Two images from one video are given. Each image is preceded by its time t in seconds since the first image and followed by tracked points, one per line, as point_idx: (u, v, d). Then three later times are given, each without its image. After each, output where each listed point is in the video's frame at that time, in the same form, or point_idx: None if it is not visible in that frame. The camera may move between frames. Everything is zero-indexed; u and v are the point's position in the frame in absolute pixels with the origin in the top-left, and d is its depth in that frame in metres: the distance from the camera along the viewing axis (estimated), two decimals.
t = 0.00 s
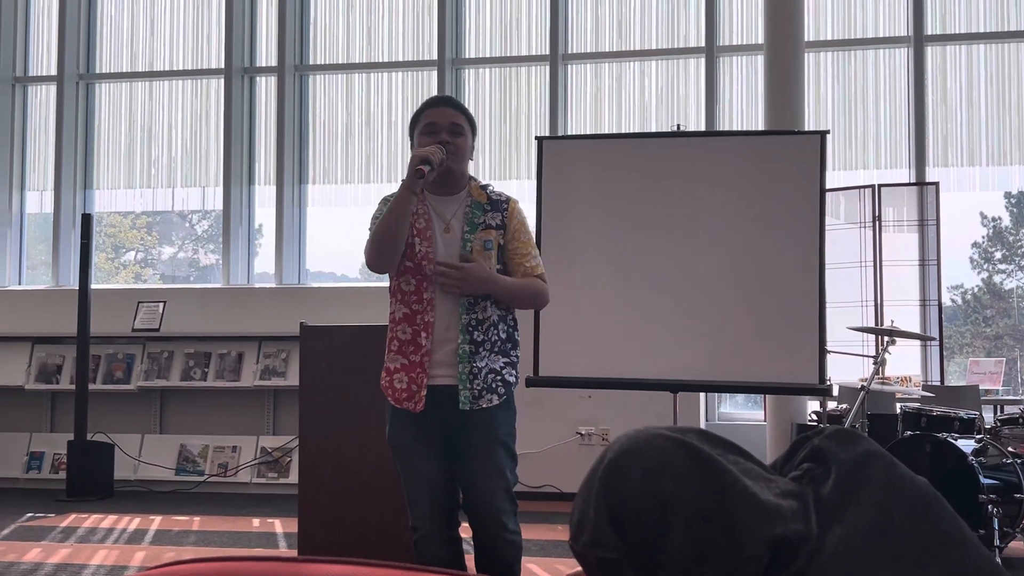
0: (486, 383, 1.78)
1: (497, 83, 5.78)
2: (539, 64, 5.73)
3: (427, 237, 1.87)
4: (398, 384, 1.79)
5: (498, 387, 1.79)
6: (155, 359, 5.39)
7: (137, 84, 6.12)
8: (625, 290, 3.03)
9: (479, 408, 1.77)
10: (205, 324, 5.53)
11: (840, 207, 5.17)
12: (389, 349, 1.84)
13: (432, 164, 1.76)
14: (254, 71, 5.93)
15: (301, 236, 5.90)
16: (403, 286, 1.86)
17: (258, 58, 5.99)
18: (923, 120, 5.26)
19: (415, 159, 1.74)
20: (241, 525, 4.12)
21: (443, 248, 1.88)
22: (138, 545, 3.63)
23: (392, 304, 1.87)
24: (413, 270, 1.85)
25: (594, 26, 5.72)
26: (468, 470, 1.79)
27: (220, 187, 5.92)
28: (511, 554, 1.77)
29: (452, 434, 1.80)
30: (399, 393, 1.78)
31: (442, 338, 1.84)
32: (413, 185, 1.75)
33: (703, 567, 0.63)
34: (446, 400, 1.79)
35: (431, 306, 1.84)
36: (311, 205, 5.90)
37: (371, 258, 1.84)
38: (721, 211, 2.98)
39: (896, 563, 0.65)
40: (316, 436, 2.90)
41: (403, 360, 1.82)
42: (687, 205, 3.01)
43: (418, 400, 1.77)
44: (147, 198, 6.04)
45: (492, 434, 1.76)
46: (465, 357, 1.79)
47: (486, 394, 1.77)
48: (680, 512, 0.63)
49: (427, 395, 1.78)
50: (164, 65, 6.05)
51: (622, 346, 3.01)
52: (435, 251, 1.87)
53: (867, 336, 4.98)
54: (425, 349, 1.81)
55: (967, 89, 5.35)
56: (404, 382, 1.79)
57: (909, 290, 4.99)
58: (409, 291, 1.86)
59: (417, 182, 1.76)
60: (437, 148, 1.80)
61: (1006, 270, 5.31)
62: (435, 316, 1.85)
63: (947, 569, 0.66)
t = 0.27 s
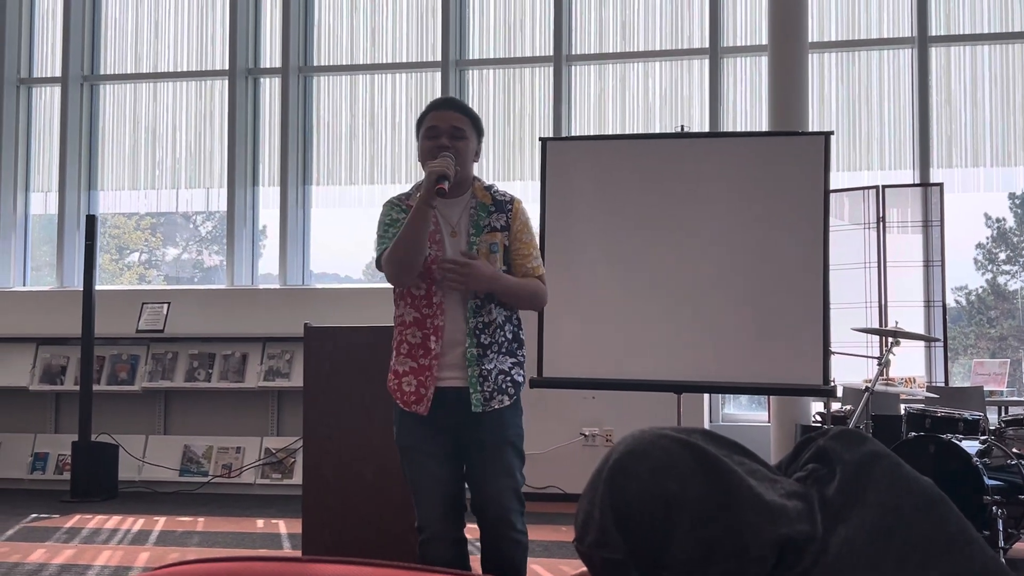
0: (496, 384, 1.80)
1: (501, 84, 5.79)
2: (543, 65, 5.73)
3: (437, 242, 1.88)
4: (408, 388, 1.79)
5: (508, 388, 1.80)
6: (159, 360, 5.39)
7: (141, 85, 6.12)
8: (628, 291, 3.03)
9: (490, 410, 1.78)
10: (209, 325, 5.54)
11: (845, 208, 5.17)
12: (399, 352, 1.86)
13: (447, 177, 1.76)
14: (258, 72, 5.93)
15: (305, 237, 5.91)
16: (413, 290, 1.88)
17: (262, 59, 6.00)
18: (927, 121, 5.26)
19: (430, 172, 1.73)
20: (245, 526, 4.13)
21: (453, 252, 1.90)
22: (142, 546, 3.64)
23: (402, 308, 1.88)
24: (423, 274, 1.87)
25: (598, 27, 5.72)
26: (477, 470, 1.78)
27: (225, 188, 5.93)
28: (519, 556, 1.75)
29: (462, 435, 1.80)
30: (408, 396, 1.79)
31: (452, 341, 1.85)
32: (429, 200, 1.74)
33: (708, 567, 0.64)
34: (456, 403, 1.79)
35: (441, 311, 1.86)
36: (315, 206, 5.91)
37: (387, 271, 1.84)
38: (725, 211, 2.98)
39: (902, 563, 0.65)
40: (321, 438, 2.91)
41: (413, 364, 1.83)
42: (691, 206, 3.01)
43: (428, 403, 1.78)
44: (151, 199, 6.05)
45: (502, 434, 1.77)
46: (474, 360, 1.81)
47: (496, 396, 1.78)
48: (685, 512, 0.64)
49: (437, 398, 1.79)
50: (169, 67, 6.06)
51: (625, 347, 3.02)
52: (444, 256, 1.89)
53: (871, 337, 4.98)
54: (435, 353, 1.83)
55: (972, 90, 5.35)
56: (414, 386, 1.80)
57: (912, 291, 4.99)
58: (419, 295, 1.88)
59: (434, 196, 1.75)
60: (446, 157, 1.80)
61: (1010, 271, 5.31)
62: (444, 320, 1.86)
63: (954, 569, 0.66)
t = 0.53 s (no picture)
0: (508, 381, 1.80)
1: (505, 85, 5.79)
2: (546, 66, 5.73)
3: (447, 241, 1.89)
4: (422, 387, 1.79)
5: (518, 385, 1.81)
6: (163, 361, 5.40)
7: (145, 86, 6.13)
8: (632, 291, 3.03)
9: (501, 407, 1.78)
10: (213, 326, 5.54)
11: (848, 209, 5.17)
12: (411, 352, 1.85)
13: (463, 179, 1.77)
14: (262, 73, 5.94)
15: (309, 237, 5.91)
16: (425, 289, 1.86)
17: (266, 60, 6.00)
18: (931, 122, 5.25)
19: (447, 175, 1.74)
20: (249, 526, 4.13)
21: (464, 251, 1.90)
22: (146, 546, 3.64)
23: (413, 308, 1.87)
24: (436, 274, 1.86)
25: (601, 28, 5.72)
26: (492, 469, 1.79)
27: (228, 189, 5.93)
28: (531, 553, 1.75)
29: (475, 434, 1.81)
30: (423, 396, 1.79)
31: (466, 340, 1.85)
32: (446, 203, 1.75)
33: (711, 567, 0.63)
34: (467, 402, 1.79)
35: (454, 310, 1.85)
36: (319, 207, 5.91)
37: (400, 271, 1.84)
38: (728, 212, 2.98)
39: (904, 563, 0.66)
40: (326, 439, 2.91)
41: (426, 363, 1.82)
42: (694, 207, 3.01)
43: (442, 402, 1.77)
44: (155, 200, 6.06)
45: (516, 432, 1.78)
46: (486, 358, 1.81)
47: (507, 393, 1.78)
48: (689, 512, 0.63)
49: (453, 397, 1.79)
50: (172, 68, 6.07)
51: (628, 348, 3.01)
52: (456, 255, 1.88)
53: (875, 338, 4.97)
54: (449, 352, 1.82)
55: (975, 90, 5.34)
56: (428, 385, 1.79)
57: (916, 292, 4.99)
58: (433, 295, 1.86)
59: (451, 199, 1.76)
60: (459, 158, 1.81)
61: (1014, 271, 5.30)
62: (457, 318, 1.86)
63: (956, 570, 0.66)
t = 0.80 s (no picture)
0: (517, 381, 1.81)
1: (506, 85, 5.79)
2: (548, 66, 5.73)
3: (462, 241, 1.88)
4: (435, 386, 1.79)
5: (526, 385, 1.81)
6: (165, 361, 5.40)
7: (146, 87, 6.13)
8: (634, 291, 3.03)
9: (509, 407, 1.79)
10: (215, 326, 5.55)
11: (850, 209, 5.17)
12: (424, 350, 1.83)
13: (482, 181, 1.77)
14: (264, 74, 5.94)
15: (311, 237, 5.92)
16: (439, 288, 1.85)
17: (268, 61, 6.00)
18: (933, 122, 5.25)
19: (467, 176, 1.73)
20: (251, 526, 4.13)
21: (478, 252, 1.89)
22: (148, 546, 3.65)
23: (426, 307, 1.86)
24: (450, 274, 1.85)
25: (602, 28, 5.72)
26: (503, 469, 1.81)
27: (230, 190, 5.94)
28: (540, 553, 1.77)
29: (486, 434, 1.81)
30: (436, 394, 1.78)
31: (479, 339, 1.85)
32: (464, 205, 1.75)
33: (712, 567, 0.63)
34: (478, 402, 1.80)
35: (468, 309, 1.85)
36: (320, 207, 5.91)
37: (417, 271, 1.83)
38: (730, 211, 2.98)
39: (907, 563, 0.65)
40: (328, 439, 2.91)
41: (439, 362, 1.81)
42: (696, 206, 3.01)
43: (455, 401, 1.77)
44: (156, 200, 6.06)
45: (528, 434, 1.79)
46: (497, 357, 1.81)
47: (516, 394, 1.79)
48: (692, 511, 0.63)
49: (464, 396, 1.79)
50: (174, 68, 6.07)
51: (630, 347, 3.01)
52: (470, 255, 1.88)
53: (877, 338, 4.97)
54: (462, 350, 1.82)
55: (977, 89, 5.34)
56: (441, 383, 1.79)
57: (918, 292, 4.98)
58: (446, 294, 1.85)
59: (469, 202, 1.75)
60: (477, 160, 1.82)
61: (1016, 271, 5.29)
62: (471, 318, 1.86)
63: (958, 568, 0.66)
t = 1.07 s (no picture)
0: (539, 381, 1.81)
1: (507, 85, 5.79)
2: (548, 66, 5.73)
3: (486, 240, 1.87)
4: (460, 382, 1.77)
5: (547, 385, 1.82)
6: (166, 361, 5.40)
7: (147, 87, 6.14)
8: (635, 290, 3.03)
9: (529, 406, 1.80)
10: (216, 326, 5.55)
11: (851, 208, 5.16)
12: (447, 347, 1.81)
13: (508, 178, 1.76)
14: (264, 74, 5.94)
15: (312, 237, 5.92)
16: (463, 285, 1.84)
17: (269, 61, 6.00)
18: (933, 121, 5.25)
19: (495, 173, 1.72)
20: (252, 526, 4.14)
21: (502, 251, 1.89)
22: (150, 546, 3.65)
23: (450, 303, 1.84)
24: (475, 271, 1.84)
25: (603, 27, 5.72)
26: (516, 469, 1.83)
27: (231, 190, 5.94)
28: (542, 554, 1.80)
29: (503, 434, 1.82)
30: (461, 390, 1.77)
31: (503, 336, 1.85)
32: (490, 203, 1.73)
33: (713, 566, 0.63)
34: (499, 399, 1.80)
35: (493, 306, 1.83)
36: (321, 207, 5.91)
37: (440, 266, 1.81)
38: (732, 211, 2.98)
39: (908, 563, 0.65)
40: (330, 439, 2.91)
41: (463, 358, 1.79)
42: (697, 206, 3.01)
43: (481, 397, 1.76)
44: (157, 200, 6.07)
45: (546, 435, 1.81)
46: (521, 356, 1.81)
47: (537, 393, 1.80)
48: (692, 510, 0.63)
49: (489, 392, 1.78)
50: (175, 69, 6.07)
51: (631, 347, 3.02)
52: (494, 254, 1.88)
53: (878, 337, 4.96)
54: (486, 348, 1.80)
55: (978, 89, 5.34)
56: (466, 380, 1.77)
57: (918, 292, 4.98)
58: (469, 291, 1.84)
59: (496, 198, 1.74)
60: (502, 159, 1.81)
61: (1017, 270, 5.28)
62: (494, 315, 1.85)
63: (960, 567, 0.65)
